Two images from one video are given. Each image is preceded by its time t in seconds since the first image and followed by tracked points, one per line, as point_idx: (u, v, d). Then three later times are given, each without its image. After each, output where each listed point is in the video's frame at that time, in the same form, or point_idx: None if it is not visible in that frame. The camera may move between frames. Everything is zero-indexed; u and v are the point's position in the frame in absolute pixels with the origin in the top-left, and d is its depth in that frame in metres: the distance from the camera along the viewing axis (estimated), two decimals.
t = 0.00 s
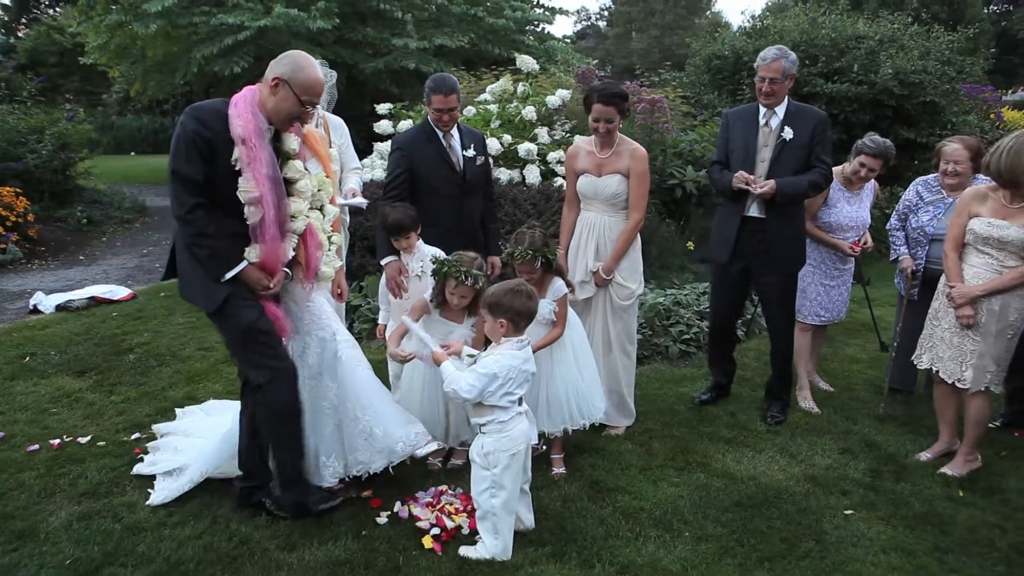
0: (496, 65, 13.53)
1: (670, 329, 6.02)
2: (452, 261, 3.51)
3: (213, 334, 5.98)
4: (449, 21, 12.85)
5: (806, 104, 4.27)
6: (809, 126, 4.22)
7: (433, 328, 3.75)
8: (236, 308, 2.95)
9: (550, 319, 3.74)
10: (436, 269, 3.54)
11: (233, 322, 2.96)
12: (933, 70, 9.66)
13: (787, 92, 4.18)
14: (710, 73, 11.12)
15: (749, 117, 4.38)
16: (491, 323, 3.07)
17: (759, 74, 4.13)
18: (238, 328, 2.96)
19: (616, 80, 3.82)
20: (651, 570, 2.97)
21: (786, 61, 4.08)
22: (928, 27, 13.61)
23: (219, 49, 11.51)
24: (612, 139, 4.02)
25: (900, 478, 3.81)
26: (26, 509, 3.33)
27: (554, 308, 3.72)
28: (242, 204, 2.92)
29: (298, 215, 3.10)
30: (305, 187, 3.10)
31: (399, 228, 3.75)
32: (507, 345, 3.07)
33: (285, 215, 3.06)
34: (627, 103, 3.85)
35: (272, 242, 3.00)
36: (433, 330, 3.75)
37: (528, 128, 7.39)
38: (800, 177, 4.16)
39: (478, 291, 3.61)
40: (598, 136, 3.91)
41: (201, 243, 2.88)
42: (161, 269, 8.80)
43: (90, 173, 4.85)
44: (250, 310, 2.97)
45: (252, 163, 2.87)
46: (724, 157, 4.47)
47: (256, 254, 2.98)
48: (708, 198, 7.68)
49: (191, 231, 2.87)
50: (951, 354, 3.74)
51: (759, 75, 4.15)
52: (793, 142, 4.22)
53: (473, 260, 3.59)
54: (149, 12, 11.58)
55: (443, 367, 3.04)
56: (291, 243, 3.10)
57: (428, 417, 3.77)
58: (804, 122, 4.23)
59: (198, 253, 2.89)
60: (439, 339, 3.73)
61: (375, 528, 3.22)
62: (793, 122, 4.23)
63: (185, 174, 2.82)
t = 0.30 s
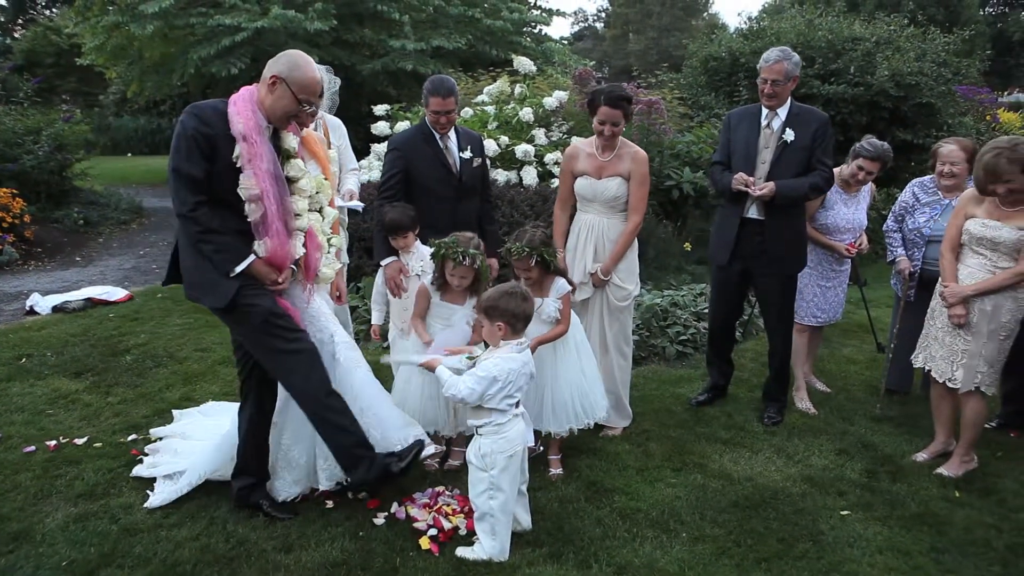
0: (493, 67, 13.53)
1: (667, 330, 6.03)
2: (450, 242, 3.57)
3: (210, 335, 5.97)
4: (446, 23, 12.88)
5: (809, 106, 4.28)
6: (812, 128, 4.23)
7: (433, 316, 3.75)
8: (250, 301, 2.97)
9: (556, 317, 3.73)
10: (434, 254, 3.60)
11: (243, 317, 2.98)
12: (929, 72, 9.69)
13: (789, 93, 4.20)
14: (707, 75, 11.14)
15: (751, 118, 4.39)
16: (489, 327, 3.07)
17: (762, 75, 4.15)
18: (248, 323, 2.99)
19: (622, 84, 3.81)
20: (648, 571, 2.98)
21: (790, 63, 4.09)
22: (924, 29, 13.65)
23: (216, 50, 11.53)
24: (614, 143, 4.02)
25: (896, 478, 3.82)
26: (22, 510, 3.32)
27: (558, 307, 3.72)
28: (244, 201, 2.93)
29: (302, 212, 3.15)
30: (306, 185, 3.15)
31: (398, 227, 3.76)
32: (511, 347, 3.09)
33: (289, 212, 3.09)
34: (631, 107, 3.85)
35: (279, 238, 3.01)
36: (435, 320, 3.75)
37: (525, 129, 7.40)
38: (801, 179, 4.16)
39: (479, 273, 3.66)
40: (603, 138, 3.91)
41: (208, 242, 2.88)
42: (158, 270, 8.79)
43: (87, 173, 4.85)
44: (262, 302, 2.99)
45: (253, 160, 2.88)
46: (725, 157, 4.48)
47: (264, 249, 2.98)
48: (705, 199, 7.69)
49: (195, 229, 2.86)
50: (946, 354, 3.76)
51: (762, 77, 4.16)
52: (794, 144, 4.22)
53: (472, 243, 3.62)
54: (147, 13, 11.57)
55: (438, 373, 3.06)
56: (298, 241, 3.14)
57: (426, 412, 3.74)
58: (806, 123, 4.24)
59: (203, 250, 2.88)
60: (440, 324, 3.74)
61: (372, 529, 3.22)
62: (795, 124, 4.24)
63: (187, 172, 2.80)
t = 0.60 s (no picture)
0: (491, 66, 13.52)
1: (665, 330, 6.03)
2: (446, 233, 3.56)
3: (209, 335, 5.96)
4: (444, 22, 12.86)
5: (808, 105, 4.28)
6: (810, 127, 4.22)
7: (433, 306, 3.77)
8: (267, 309, 2.97)
9: (559, 315, 3.73)
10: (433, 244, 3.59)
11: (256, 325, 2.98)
12: (927, 72, 9.70)
13: (789, 93, 4.20)
14: (706, 75, 11.15)
15: (751, 118, 4.39)
16: (489, 328, 3.08)
17: (761, 74, 4.15)
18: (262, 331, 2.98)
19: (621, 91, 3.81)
20: (646, 570, 2.98)
21: (789, 62, 4.09)
22: (922, 28, 13.66)
23: (214, 49, 11.55)
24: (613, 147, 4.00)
25: (894, 478, 3.82)
26: (19, 510, 3.32)
27: (561, 304, 3.73)
28: (253, 204, 2.93)
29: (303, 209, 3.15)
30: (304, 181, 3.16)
31: (398, 228, 3.76)
32: (513, 346, 3.09)
33: (293, 210, 3.10)
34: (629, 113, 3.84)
35: (290, 237, 3.04)
36: (435, 310, 3.76)
37: (523, 128, 7.39)
38: (799, 178, 4.17)
39: (479, 259, 3.66)
40: (602, 144, 3.89)
41: (224, 249, 2.89)
42: (156, 270, 8.78)
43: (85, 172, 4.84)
44: (277, 310, 3.00)
45: (257, 160, 2.88)
46: (725, 157, 4.48)
47: (277, 251, 3.01)
48: (703, 199, 7.70)
49: (210, 238, 2.86)
50: (942, 353, 3.76)
51: (761, 76, 4.17)
52: (793, 143, 4.22)
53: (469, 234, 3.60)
54: (144, 13, 11.56)
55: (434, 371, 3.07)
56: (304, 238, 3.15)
57: (427, 405, 3.75)
58: (805, 123, 4.24)
59: (220, 257, 2.89)
60: (440, 313, 3.75)
61: (370, 529, 3.22)
62: (794, 123, 4.24)
63: (197, 180, 2.80)
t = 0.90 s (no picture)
0: (487, 63, 13.49)
1: (661, 328, 6.03)
2: (440, 226, 3.57)
3: (203, 333, 5.94)
4: (440, 20, 12.82)
5: (804, 103, 4.28)
6: (806, 124, 4.23)
7: (428, 301, 3.75)
8: (272, 312, 2.96)
9: (559, 312, 3.75)
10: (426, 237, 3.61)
11: (259, 329, 2.96)
12: (922, 70, 9.71)
13: (784, 90, 4.20)
14: (701, 72, 11.15)
15: (747, 115, 4.38)
16: (486, 326, 3.06)
17: (756, 72, 4.15)
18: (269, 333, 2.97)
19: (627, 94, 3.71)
20: (641, 568, 2.98)
21: (783, 60, 4.10)
22: (917, 26, 13.68)
23: (209, 46, 11.55)
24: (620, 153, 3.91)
25: (889, 474, 3.83)
26: (12, 510, 3.31)
27: (560, 301, 3.73)
28: (255, 204, 2.91)
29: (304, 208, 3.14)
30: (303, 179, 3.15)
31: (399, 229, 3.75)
32: (511, 344, 3.07)
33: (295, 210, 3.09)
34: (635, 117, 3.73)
35: (293, 237, 3.03)
36: (431, 305, 3.75)
37: (519, 126, 7.38)
38: (795, 176, 4.17)
39: (472, 253, 3.66)
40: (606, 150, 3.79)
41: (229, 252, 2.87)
42: (150, 268, 8.75)
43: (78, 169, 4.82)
44: (281, 314, 2.98)
45: (259, 159, 2.87)
46: (721, 155, 4.48)
47: (281, 251, 3.00)
48: (698, 196, 7.70)
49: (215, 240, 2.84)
50: (933, 351, 3.77)
51: (757, 74, 4.17)
52: (789, 140, 4.22)
53: (465, 227, 3.60)
54: (138, 10, 11.51)
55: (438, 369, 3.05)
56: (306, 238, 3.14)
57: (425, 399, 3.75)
58: (800, 121, 4.24)
59: (225, 259, 2.88)
60: (436, 308, 3.74)
61: (365, 527, 3.21)
62: (790, 120, 4.24)
63: (199, 181, 2.77)
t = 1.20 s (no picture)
0: (479, 60, 13.46)
1: (653, 324, 6.03)
2: (429, 222, 3.56)
3: (194, 331, 5.91)
4: (431, 16, 12.77)
5: (795, 100, 4.28)
6: (798, 121, 4.23)
7: (420, 297, 3.74)
8: (285, 323, 2.91)
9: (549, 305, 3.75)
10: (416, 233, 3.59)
11: (269, 339, 2.90)
12: (912, 67, 9.74)
13: (776, 87, 4.20)
14: (693, 69, 11.16)
15: (738, 112, 4.38)
16: (478, 325, 3.06)
17: (748, 69, 4.16)
18: (279, 344, 2.91)
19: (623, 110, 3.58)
20: (633, 564, 2.98)
21: (775, 57, 4.10)
22: (908, 23, 13.72)
23: (199, 42, 11.53)
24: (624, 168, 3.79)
25: (880, 470, 3.84)
26: None
27: (550, 294, 3.75)
28: (266, 208, 2.89)
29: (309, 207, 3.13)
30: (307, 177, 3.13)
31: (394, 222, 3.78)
32: (507, 339, 3.06)
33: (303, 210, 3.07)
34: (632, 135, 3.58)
35: (303, 238, 3.01)
36: (422, 301, 3.75)
37: (511, 123, 7.36)
38: (787, 173, 4.17)
39: (462, 250, 3.65)
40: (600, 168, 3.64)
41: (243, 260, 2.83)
42: (140, 265, 8.70)
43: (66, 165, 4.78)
44: (292, 327, 2.92)
45: (268, 162, 2.85)
46: (713, 151, 4.48)
47: (293, 254, 2.98)
48: (690, 192, 7.70)
49: (229, 249, 2.79)
50: (919, 347, 3.78)
51: (748, 70, 4.17)
52: (781, 137, 4.23)
53: (454, 224, 3.59)
54: (127, 6, 11.43)
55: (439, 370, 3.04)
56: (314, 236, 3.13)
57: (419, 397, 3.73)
58: (792, 117, 4.24)
59: (240, 268, 2.84)
60: (428, 305, 3.74)
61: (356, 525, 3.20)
62: (781, 117, 4.25)
63: (210, 189, 2.72)
